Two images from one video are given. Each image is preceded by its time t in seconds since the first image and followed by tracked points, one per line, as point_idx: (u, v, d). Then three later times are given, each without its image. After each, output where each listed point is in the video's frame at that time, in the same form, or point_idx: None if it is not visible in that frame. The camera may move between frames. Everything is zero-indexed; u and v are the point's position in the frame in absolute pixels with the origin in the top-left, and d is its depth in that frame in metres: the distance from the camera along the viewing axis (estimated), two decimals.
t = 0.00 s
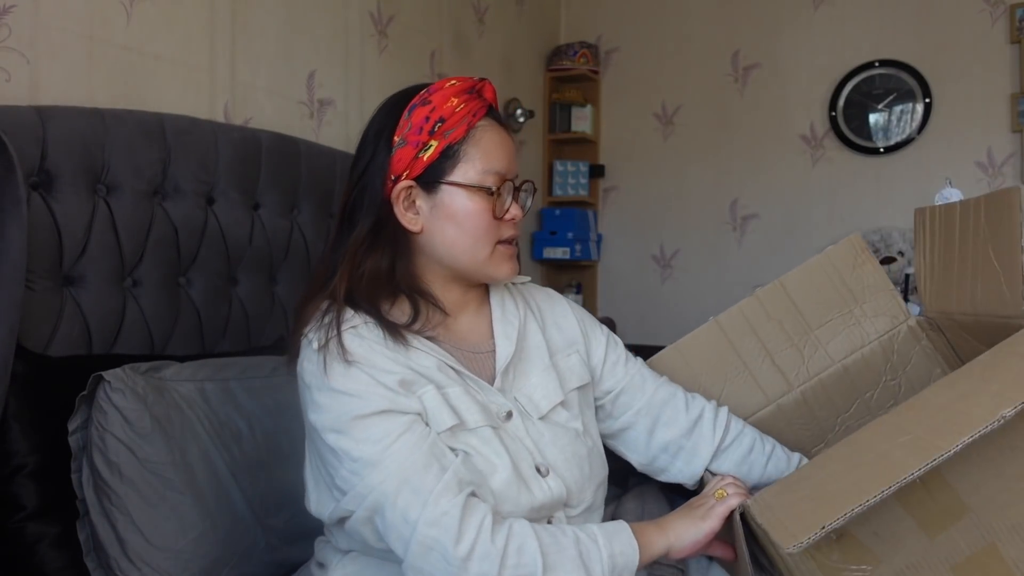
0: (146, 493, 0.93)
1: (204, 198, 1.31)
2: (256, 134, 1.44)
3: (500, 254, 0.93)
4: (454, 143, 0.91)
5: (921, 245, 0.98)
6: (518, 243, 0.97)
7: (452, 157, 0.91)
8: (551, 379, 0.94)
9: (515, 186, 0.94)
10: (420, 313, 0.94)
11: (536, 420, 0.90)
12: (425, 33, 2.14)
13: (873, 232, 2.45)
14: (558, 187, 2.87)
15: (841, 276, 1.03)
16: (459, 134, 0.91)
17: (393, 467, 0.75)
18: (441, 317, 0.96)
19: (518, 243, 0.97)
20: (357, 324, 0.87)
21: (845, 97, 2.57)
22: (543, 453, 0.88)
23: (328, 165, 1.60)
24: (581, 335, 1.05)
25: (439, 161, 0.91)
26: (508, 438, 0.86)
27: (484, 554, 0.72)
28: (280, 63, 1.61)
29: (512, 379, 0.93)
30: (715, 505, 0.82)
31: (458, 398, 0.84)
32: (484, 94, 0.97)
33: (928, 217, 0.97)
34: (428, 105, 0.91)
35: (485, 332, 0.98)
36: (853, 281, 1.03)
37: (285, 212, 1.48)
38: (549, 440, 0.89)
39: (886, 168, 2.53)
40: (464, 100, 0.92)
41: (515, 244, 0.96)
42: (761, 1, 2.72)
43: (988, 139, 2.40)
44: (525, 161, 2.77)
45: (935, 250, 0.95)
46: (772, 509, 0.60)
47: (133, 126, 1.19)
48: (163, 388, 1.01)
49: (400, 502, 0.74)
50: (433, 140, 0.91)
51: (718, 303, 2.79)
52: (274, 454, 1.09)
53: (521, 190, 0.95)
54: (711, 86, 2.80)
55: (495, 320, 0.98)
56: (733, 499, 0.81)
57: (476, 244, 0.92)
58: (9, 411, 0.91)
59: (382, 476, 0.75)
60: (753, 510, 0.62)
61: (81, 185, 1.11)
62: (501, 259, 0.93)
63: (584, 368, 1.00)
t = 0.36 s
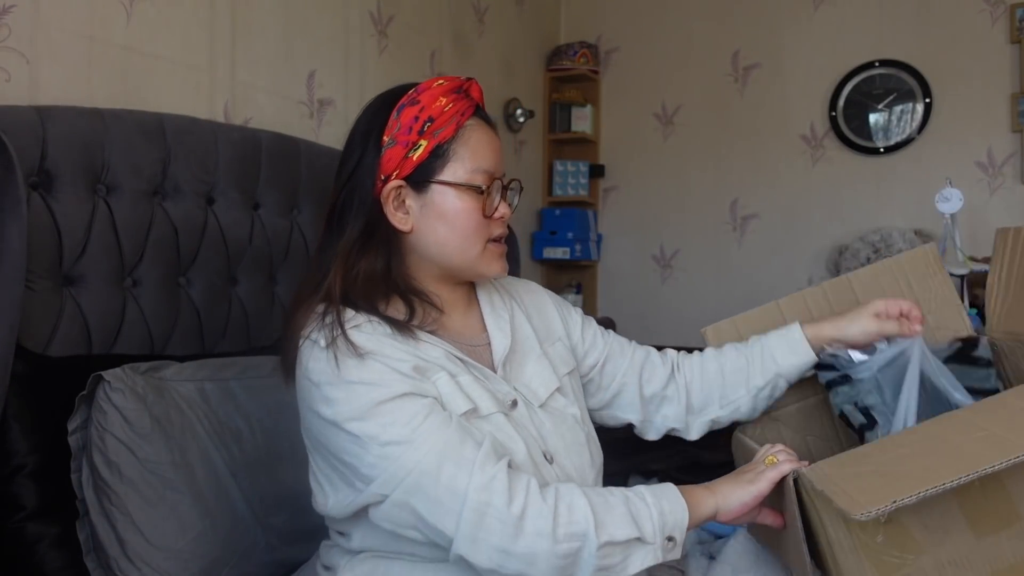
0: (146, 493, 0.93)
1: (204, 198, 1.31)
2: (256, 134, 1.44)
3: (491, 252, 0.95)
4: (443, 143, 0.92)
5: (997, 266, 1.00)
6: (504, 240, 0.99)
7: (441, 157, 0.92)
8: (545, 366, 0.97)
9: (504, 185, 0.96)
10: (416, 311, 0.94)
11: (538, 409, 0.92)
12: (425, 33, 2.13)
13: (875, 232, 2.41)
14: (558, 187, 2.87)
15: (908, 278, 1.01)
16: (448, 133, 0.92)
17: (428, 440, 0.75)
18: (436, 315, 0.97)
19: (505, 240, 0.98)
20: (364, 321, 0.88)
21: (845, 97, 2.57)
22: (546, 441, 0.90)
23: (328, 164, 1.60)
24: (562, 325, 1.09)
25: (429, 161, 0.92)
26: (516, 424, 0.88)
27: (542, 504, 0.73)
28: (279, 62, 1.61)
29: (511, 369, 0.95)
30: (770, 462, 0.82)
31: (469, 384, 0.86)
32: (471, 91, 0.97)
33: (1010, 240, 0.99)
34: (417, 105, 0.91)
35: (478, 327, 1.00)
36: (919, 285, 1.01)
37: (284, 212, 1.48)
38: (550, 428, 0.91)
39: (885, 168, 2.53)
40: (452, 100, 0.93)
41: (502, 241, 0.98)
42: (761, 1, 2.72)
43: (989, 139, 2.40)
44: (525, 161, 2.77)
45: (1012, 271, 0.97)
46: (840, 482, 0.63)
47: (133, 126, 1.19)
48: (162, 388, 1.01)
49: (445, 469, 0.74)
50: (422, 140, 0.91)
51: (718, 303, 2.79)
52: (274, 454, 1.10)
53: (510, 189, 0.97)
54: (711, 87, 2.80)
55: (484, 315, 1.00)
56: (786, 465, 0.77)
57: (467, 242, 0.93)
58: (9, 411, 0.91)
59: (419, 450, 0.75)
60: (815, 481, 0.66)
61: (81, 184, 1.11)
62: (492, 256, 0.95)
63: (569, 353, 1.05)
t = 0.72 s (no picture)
0: (145, 493, 0.93)
1: (204, 198, 1.31)
2: (255, 134, 1.44)
3: (465, 235, 0.95)
4: (390, 143, 0.94)
5: None
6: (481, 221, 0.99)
7: (390, 156, 0.94)
8: (529, 357, 0.99)
9: (460, 167, 0.96)
10: (408, 304, 0.96)
11: (525, 397, 0.95)
12: (425, 33, 2.13)
13: (875, 232, 2.41)
14: (558, 187, 2.87)
15: (988, 298, 1.08)
16: (392, 132, 0.94)
17: (437, 425, 0.78)
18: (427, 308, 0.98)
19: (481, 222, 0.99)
20: (365, 312, 0.90)
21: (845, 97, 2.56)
22: (535, 430, 0.92)
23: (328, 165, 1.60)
24: (539, 324, 1.12)
25: (381, 164, 0.94)
26: (514, 413, 0.91)
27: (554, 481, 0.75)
28: (279, 62, 1.61)
29: (499, 362, 0.97)
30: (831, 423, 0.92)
31: (470, 374, 0.88)
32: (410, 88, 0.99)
33: None
34: (356, 115, 0.94)
35: (465, 319, 1.02)
36: (999, 313, 1.07)
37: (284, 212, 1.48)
38: (536, 418, 0.93)
39: (886, 168, 2.53)
40: (389, 99, 0.95)
41: (477, 223, 0.98)
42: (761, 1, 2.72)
43: (989, 139, 2.40)
44: (525, 161, 2.77)
45: None
46: (902, 450, 0.80)
47: (133, 126, 1.19)
48: (162, 388, 1.01)
49: (452, 456, 0.76)
50: (368, 146, 0.93)
51: (718, 304, 2.78)
52: (274, 455, 1.10)
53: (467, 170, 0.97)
54: (711, 86, 2.80)
55: (472, 310, 1.01)
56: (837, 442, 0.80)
57: (439, 229, 0.94)
58: (9, 411, 0.90)
59: (428, 435, 0.77)
60: (879, 446, 0.84)
61: (81, 184, 1.11)
62: (467, 239, 0.95)
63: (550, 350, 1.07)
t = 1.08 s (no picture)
0: (146, 493, 0.93)
1: (204, 198, 1.31)
2: (256, 134, 1.44)
3: (413, 244, 0.97)
4: (344, 176, 1.02)
5: None
6: (451, 221, 0.99)
7: (348, 186, 1.02)
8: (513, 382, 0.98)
9: (404, 176, 0.98)
10: (384, 310, 1.01)
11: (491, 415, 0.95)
12: (425, 33, 2.13)
13: (875, 232, 2.41)
14: (558, 187, 2.88)
15: (990, 301, 1.08)
16: (341, 167, 1.02)
17: (294, 463, 0.86)
18: (410, 317, 1.03)
19: (451, 222, 0.99)
20: (323, 314, 0.98)
21: (845, 97, 2.56)
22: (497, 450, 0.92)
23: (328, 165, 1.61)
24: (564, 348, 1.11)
25: (342, 196, 1.03)
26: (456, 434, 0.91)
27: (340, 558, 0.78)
28: (279, 62, 1.61)
29: (473, 377, 0.97)
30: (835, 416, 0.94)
31: (388, 404, 0.90)
32: (371, 111, 1.04)
33: None
34: (324, 161, 1.05)
35: (460, 332, 1.04)
36: (1000, 316, 1.08)
37: (284, 212, 1.48)
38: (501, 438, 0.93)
39: (885, 168, 2.53)
40: (340, 136, 1.03)
41: (443, 225, 0.98)
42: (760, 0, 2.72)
43: (989, 139, 2.40)
44: (525, 161, 2.77)
45: None
46: (908, 440, 0.82)
47: (133, 126, 1.19)
48: (163, 389, 1.01)
49: (287, 500, 0.83)
50: (330, 184, 1.03)
51: (719, 303, 2.79)
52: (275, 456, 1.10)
53: (413, 176, 0.98)
54: (711, 87, 2.80)
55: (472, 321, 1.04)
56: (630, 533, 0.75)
57: (387, 244, 0.98)
58: (9, 411, 0.91)
59: (285, 471, 0.86)
60: (885, 436, 0.85)
61: (80, 184, 1.11)
62: (420, 245, 0.97)
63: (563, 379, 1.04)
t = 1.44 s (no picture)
0: (145, 493, 0.93)
1: (204, 198, 1.31)
2: (256, 134, 1.43)
3: (405, 246, 0.98)
4: (352, 170, 1.02)
5: None
6: (449, 229, 0.99)
7: (354, 180, 1.02)
8: (502, 380, 0.97)
9: (407, 179, 0.98)
10: (377, 308, 1.02)
11: (479, 414, 0.94)
12: (424, 33, 2.13)
13: (875, 232, 2.41)
14: (558, 187, 2.88)
15: (992, 301, 1.08)
16: (351, 161, 1.02)
17: (270, 461, 0.89)
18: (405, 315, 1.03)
19: (448, 229, 0.99)
20: (313, 312, 1.00)
21: (845, 97, 2.56)
22: (481, 446, 0.92)
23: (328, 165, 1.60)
24: (565, 353, 1.08)
25: (348, 189, 1.03)
26: (438, 431, 0.91)
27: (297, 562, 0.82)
28: (279, 62, 1.60)
29: (460, 374, 0.96)
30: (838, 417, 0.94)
31: (367, 401, 0.91)
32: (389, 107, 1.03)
33: None
34: (338, 151, 1.05)
35: (455, 330, 1.03)
36: (1002, 316, 1.07)
37: (284, 212, 1.48)
38: (488, 434, 0.93)
39: (885, 168, 2.53)
40: (354, 130, 1.03)
41: (441, 232, 0.99)
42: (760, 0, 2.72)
43: (989, 139, 2.40)
44: (525, 161, 2.77)
45: None
46: (910, 440, 0.82)
47: (133, 126, 1.19)
48: (162, 389, 1.01)
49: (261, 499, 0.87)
50: (338, 177, 1.04)
51: (719, 303, 2.79)
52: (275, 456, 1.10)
53: (414, 179, 0.98)
54: (711, 87, 2.80)
55: (466, 319, 1.03)
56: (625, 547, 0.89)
57: (381, 244, 0.99)
58: (9, 412, 0.90)
59: (262, 468, 0.89)
60: (886, 436, 0.84)
61: (80, 184, 1.11)
62: (414, 249, 0.98)
63: (559, 381, 1.02)
